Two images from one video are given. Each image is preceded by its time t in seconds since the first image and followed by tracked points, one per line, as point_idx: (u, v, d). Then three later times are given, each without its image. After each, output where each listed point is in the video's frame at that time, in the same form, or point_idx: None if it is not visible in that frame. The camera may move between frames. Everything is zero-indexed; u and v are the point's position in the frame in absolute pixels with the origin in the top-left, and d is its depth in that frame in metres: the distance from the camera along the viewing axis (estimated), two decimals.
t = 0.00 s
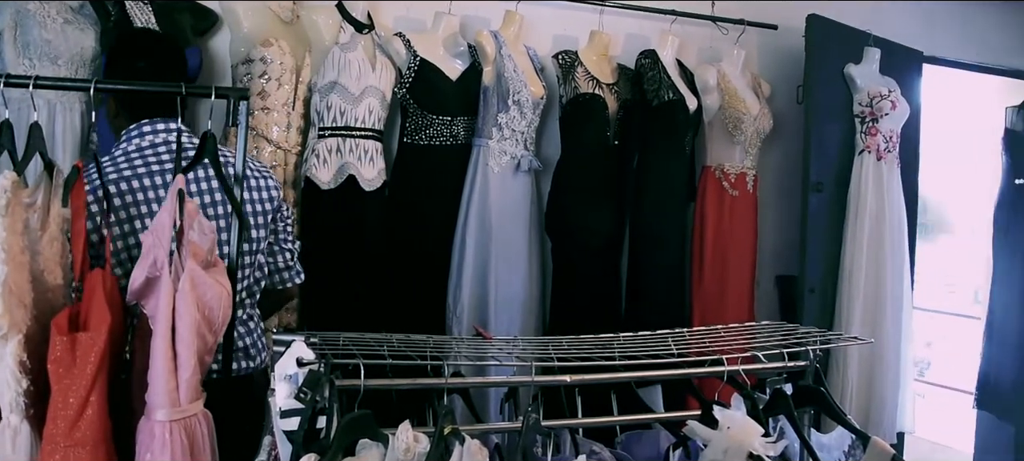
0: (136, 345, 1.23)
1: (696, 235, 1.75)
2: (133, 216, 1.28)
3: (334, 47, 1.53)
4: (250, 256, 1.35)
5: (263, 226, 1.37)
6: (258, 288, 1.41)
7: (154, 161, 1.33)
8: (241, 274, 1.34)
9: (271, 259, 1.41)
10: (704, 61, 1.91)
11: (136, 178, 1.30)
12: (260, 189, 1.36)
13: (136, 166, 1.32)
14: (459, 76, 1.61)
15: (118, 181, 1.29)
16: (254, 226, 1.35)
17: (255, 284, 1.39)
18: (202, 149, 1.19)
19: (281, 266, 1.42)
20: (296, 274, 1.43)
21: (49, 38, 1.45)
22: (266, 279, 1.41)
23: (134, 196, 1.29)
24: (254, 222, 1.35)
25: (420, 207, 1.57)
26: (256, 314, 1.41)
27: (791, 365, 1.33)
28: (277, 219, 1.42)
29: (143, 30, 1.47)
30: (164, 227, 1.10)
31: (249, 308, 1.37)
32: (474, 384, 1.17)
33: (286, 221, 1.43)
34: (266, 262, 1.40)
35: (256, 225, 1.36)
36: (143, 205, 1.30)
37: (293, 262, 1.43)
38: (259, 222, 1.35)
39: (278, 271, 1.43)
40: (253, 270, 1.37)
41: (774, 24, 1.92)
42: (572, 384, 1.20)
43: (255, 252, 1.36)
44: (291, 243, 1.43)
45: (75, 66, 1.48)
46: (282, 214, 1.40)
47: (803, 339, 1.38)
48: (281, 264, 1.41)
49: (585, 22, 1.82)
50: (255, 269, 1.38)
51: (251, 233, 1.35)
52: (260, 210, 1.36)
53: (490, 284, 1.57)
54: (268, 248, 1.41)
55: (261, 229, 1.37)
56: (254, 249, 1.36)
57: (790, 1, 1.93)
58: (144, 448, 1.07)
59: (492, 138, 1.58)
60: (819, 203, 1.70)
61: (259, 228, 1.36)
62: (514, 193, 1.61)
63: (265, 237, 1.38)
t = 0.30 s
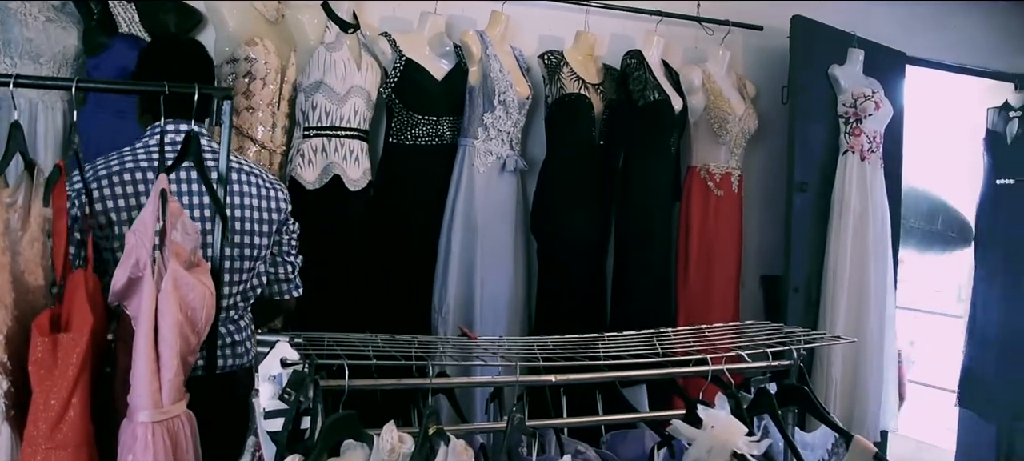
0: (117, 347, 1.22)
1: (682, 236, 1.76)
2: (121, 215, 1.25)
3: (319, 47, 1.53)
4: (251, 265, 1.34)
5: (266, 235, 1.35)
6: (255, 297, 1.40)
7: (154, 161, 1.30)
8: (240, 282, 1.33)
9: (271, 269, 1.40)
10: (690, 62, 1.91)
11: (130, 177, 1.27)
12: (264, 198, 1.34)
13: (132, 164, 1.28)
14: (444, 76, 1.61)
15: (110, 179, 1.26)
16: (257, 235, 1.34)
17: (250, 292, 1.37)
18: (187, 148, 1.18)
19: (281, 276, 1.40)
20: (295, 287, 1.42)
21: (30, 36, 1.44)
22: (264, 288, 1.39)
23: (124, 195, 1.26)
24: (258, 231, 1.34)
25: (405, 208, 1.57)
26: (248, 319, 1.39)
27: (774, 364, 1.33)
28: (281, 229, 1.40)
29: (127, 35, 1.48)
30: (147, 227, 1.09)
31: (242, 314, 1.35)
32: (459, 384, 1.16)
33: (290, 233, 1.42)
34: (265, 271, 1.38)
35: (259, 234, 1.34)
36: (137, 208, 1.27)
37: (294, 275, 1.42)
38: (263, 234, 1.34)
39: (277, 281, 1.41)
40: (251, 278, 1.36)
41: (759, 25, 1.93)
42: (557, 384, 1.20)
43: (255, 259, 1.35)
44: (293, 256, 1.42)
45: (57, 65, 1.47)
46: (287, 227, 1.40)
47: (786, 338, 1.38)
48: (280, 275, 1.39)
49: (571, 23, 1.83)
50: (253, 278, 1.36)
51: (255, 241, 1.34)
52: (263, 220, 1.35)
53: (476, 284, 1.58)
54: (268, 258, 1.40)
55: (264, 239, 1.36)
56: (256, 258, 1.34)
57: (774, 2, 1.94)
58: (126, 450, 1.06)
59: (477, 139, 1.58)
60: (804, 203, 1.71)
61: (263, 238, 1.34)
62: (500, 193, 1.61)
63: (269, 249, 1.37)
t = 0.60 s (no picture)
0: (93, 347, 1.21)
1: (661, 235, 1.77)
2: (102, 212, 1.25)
3: (298, 46, 1.52)
4: (230, 268, 1.33)
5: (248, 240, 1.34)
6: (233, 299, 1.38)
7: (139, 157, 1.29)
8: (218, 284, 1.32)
9: (251, 272, 1.39)
10: (669, 63, 1.92)
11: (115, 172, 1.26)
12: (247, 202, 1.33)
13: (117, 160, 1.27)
14: (424, 76, 1.61)
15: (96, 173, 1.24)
16: (239, 239, 1.32)
17: (229, 293, 1.36)
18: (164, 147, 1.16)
19: (261, 280, 1.39)
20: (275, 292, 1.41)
21: (4, 34, 1.42)
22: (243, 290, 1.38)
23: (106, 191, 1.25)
24: (240, 235, 1.33)
25: (384, 208, 1.57)
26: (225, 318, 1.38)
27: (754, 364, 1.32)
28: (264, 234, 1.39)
29: (104, 33, 1.46)
30: (123, 228, 1.08)
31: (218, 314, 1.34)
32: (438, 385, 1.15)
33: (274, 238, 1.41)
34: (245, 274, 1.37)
35: (241, 238, 1.33)
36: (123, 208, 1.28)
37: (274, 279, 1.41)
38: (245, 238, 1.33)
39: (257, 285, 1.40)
40: (230, 280, 1.34)
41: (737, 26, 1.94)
42: (535, 384, 1.20)
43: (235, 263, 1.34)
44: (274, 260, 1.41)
45: (31, 63, 1.45)
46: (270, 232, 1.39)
47: (764, 337, 1.39)
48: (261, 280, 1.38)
49: (550, 23, 1.83)
50: (233, 281, 1.35)
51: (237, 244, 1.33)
52: (244, 224, 1.34)
53: (455, 284, 1.58)
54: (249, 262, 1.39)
55: (247, 243, 1.35)
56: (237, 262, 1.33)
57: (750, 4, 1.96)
58: (101, 452, 1.04)
59: (457, 139, 1.58)
60: (781, 203, 1.72)
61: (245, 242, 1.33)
62: (479, 194, 1.62)
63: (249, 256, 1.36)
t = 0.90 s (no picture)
0: (69, 348, 1.20)
1: (641, 234, 1.77)
2: (68, 210, 1.25)
3: (278, 45, 1.51)
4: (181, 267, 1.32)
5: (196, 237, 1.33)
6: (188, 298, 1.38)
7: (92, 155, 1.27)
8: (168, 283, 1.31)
9: (204, 270, 1.39)
10: (649, 63, 1.93)
11: (71, 172, 1.26)
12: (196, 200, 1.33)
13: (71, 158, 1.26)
14: (405, 76, 1.61)
15: (53, 173, 1.24)
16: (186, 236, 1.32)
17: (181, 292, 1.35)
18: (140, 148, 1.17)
19: (213, 277, 1.39)
20: (229, 289, 1.41)
21: None
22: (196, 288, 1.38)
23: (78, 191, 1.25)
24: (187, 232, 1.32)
25: (365, 208, 1.57)
26: (182, 319, 1.36)
27: (733, 363, 1.33)
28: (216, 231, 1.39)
29: (79, 30, 1.46)
30: (99, 228, 1.07)
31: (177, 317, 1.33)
32: (418, 385, 1.13)
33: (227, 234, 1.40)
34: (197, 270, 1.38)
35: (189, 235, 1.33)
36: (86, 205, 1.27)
37: (228, 276, 1.40)
38: (195, 235, 1.33)
39: (210, 282, 1.40)
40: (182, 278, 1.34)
41: (718, 27, 1.95)
42: (516, 384, 1.19)
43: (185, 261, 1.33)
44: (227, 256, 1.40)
45: (6, 60, 1.43)
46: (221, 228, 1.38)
47: (744, 336, 1.39)
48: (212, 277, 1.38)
49: (531, 24, 1.83)
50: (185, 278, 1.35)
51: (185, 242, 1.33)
52: (198, 220, 1.34)
53: (435, 283, 1.59)
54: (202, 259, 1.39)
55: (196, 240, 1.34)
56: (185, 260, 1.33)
57: (730, 6, 1.98)
58: (77, 454, 1.03)
59: (438, 138, 1.58)
60: (761, 204, 1.73)
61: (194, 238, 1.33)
62: (460, 194, 1.62)
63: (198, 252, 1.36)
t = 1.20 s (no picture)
0: (46, 351, 1.18)
1: (622, 234, 1.78)
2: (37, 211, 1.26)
3: (257, 44, 1.50)
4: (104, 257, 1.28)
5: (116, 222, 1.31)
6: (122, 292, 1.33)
7: (46, 149, 1.27)
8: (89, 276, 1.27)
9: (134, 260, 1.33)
10: (629, 64, 1.94)
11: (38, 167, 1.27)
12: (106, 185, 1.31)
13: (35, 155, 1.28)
14: (385, 75, 1.60)
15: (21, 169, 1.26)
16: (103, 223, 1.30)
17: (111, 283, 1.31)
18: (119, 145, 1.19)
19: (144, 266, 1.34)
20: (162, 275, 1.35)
21: None
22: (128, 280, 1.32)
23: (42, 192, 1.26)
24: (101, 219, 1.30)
25: (345, 208, 1.57)
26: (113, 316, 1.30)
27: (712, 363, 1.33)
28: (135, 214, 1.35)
29: (58, 29, 1.43)
30: (76, 229, 1.06)
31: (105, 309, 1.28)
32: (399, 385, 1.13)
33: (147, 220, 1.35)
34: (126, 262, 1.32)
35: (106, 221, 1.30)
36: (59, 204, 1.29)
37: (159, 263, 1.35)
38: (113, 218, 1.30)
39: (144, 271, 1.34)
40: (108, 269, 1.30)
41: (698, 28, 1.97)
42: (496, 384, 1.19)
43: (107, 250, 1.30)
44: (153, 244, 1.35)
45: None
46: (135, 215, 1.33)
47: (723, 336, 1.40)
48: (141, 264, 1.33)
49: (511, 24, 1.84)
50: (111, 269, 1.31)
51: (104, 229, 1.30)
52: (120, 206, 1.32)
53: (416, 283, 1.59)
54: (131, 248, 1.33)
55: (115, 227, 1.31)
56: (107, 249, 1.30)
57: (708, 7, 2.00)
58: (53, 457, 1.02)
59: (418, 138, 1.59)
60: (741, 204, 1.74)
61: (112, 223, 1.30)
62: (440, 194, 1.62)
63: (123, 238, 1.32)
